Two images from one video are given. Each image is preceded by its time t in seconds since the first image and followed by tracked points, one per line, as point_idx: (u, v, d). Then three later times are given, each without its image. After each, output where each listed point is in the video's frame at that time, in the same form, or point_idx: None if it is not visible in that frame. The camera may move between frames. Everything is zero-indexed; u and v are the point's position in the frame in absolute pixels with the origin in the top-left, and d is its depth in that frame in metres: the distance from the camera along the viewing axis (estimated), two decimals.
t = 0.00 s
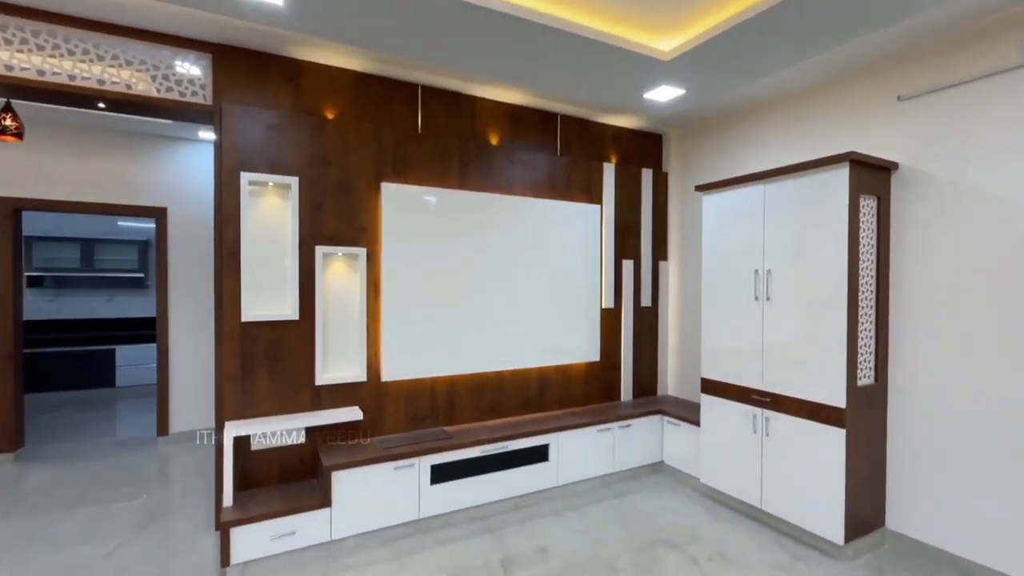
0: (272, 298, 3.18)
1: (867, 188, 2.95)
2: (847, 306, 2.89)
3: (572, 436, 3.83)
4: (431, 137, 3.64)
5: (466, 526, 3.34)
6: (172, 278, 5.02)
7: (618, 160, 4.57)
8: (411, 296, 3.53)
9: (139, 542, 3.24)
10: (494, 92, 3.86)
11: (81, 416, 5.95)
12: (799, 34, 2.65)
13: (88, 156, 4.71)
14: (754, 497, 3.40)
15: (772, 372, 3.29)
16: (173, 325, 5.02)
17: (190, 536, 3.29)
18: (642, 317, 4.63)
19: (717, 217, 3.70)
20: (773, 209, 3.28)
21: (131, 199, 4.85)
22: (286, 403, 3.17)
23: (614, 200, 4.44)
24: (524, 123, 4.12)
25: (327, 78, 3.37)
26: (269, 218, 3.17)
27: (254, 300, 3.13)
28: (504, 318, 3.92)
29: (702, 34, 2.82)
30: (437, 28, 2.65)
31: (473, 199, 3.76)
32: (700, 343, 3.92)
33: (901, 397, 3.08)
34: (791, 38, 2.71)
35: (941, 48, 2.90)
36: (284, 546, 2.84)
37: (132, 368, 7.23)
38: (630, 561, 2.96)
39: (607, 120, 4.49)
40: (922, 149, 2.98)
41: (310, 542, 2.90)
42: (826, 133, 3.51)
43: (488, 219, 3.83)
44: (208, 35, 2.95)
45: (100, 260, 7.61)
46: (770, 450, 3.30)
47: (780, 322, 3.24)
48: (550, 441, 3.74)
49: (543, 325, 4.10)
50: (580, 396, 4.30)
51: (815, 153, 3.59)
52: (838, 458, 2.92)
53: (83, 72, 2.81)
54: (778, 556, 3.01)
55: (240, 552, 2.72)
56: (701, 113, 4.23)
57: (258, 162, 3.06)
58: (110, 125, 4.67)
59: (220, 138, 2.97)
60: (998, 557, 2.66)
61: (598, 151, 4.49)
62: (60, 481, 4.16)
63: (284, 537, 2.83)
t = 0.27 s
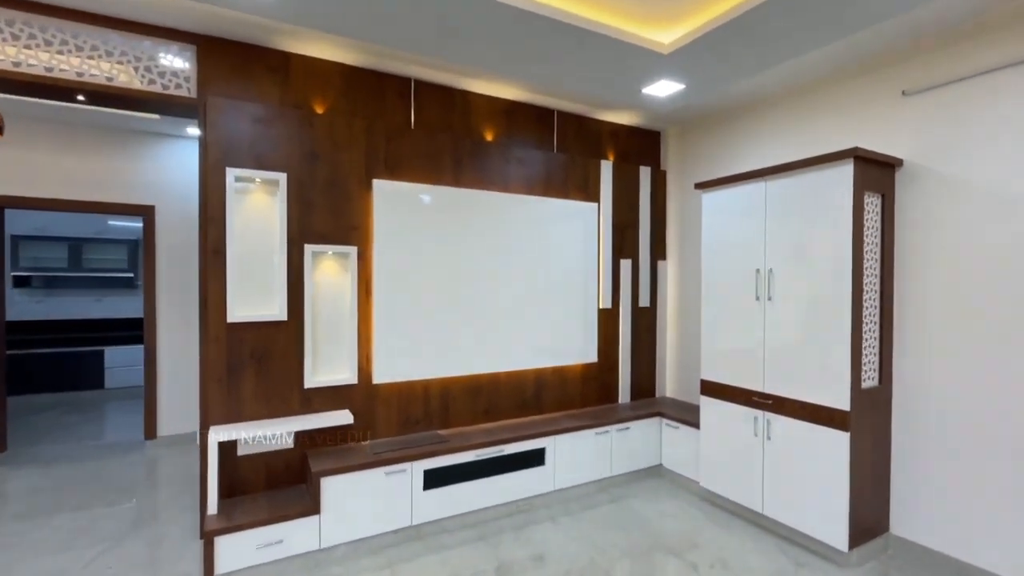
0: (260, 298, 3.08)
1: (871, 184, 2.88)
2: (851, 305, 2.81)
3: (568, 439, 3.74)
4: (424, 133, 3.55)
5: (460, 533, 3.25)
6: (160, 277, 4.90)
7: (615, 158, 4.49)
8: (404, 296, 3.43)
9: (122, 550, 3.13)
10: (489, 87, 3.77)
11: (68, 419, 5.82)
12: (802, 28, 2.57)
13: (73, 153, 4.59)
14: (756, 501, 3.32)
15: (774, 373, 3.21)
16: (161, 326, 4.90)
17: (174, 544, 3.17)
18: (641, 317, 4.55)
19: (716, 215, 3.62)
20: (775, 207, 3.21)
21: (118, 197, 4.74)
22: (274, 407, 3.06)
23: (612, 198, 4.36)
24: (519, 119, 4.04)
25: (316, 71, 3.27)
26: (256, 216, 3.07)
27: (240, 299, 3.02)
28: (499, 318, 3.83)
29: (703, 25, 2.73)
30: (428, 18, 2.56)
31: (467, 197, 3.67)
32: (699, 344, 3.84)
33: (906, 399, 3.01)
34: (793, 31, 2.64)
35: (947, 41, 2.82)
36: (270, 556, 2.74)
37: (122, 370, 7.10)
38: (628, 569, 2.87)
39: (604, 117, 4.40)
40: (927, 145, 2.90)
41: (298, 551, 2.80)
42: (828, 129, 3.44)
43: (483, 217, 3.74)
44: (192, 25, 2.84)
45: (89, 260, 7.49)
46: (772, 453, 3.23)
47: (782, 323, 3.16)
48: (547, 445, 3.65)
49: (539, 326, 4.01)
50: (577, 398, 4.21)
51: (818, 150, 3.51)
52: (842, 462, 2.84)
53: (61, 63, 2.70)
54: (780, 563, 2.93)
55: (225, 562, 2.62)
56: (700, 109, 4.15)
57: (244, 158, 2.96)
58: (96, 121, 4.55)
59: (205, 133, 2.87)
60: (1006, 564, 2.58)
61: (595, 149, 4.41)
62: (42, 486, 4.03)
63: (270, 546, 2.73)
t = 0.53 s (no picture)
0: (252, 297, 3.02)
1: (874, 182, 2.83)
2: (853, 305, 2.77)
3: (567, 441, 3.69)
4: (420, 130, 3.50)
5: (456, 537, 3.20)
6: (153, 277, 4.84)
7: (614, 156, 4.45)
8: (400, 296, 3.38)
9: (111, 554, 3.07)
10: (486, 84, 3.72)
11: (60, 420, 5.75)
12: (805, 22, 2.52)
13: (65, 151, 4.52)
14: (756, 504, 3.27)
15: (775, 374, 3.17)
16: (154, 326, 4.84)
17: (165, 548, 3.11)
18: (640, 318, 4.51)
19: (717, 214, 3.58)
20: (776, 205, 3.16)
21: (111, 195, 4.67)
22: (267, 408, 3.01)
23: (611, 197, 4.31)
24: (517, 116, 3.99)
25: (311, 67, 3.22)
26: (248, 214, 3.01)
27: (233, 300, 2.97)
28: (497, 319, 3.78)
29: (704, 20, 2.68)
30: (423, 11, 2.51)
31: (464, 195, 3.62)
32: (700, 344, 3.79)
33: (909, 400, 2.96)
34: (794, 28, 2.59)
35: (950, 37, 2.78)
36: (262, 561, 2.68)
37: (116, 371, 7.04)
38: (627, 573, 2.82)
39: (603, 115, 4.36)
40: (930, 142, 2.86)
41: (290, 556, 2.74)
42: (830, 127, 3.40)
43: (480, 216, 3.69)
44: (183, 20, 2.79)
45: (83, 260, 7.42)
46: (773, 455, 3.18)
47: (783, 322, 3.12)
48: (545, 447, 3.60)
49: (537, 326, 3.96)
50: (575, 400, 4.16)
51: (820, 148, 3.47)
52: (844, 464, 2.80)
53: (48, 58, 2.64)
54: (782, 567, 2.89)
55: (215, 568, 2.57)
56: (700, 107, 4.11)
57: (237, 155, 2.90)
58: (88, 119, 4.49)
59: (196, 129, 2.82)
60: (1011, 569, 2.53)
61: (594, 147, 4.36)
62: (32, 489, 3.97)
63: (262, 552, 2.67)
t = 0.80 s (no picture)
0: (250, 297, 3.00)
1: (876, 182, 2.82)
2: (855, 305, 2.75)
3: (567, 441, 3.68)
4: (419, 129, 3.48)
5: (456, 538, 3.18)
6: (152, 277, 4.83)
7: (614, 156, 4.43)
8: (399, 296, 3.36)
9: (108, 554, 3.05)
10: (486, 83, 3.71)
11: (58, 420, 5.73)
12: (807, 21, 2.50)
13: (63, 150, 4.50)
14: (758, 504, 3.26)
15: (776, 374, 3.16)
16: (153, 327, 4.83)
17: (163, 549, 3.09)
18: (640, 317, 4.49)
19: (718, 213, 3.56)
20: (777, 205, 3.15)
21: (109, 195, 4.66)
22: (266, 409, 2.99)
23: (611, 197, 4.30)
24: (517, 115, 3.98)
25: (309, 66, 3.21)
26: (247, 213, 2.99)
27: (231, 299, 2.95)
28: (497, 318, 3.77)
29: (705, 18, 2.66)
30: (423, 9, 2.49)
31: (464, 195, 3.60)
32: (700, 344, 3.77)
33: (910, 400, 2.95)
34: (797, 26, 2.57)
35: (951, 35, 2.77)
36: (260, 562, 2.66)
37: (114, 371, 7.01)
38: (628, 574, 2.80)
39: (603, 115, 4.35)
40: (932, 141, 2.85)
41: (288, 557, 2.73)
42: (831, 126, 3.39)
43: (480, 215, 3.67)
44: (181, 18, 2.77)
45: (82, 260, 7.40)
46: (774, 456, 3.16)
47: (784, 322, 3.10)
48: (545, 447, 3.58)
49: (537, 326, 3.95)
50: (575, 400, 4.15)
51: (821, 147, 3.46)
52: (846, 465, 2.78)
53: (45, 56, 2.62)
54: (783, 568, 2.87)
55: (213, 569, 2.55)
56: (700, 106, 4.10)
57: (236, 154, 2.89)
58: (87, 118, 4.47)
59: (194, 128, 2.80)
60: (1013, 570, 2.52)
61: (594, 146, 4.34)
62: (29, 490, 3.95)
63: (261, 553, 2.65)
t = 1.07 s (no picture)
0: (251, 297, 3.00)
1: (878, 181, 2.81)
2: (857, 305, 2.74)
3: (568, 441, 3.67)
4: (420, 129, 3.48)
5: (457, 538, 3.18)
6: (153, 278, 4.83)
7: (615, 156, 4.43)
8: (400, 296, 3.36)
9: (109, 554, 3.05)
10: (487, 83, 3.70)
11: (59, 420, 5.73)
12: (808, 20, 2.50)
13: (64, 150, 4.51)
14: (759, 505, 3.25)
15: (778, 374, 3.15)
16: (154, 327, 4.83)
17: (163, 549, 3.09)
18: (641, 317, 4.48)
19: (719, 213, 3.55)
20: (779, 205, 3.14)
21: (110, 195, 4.66)
22: (266, 409, 2.99)
23: (612, 197, 4.29)
24: (518, 115, 3.97)
25: (310, 66, 3.20)
26: (248, 213, 2.99)
27: (232, 299, 2.95)
28: (498, 319, 3.76)
29: (707, 17, 2.65)
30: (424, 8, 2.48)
31: (464, 195, 3.60)
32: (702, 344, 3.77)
33: (912, 401, 2.94)
34: (798, 26, 2.57)
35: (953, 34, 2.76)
36: (261, 562, 2.66)
37: (115, 371, 7.02)
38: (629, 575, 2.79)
39: (604, 114, 4.34)
40: (934, 140, 2.84)
41: (289, 557, 2.72)
42: (833, 126, 3.38)
43: (481, 215, 3.67)
44: (182, 18, 2.77)
45: (83, 260, 7.41)
46: (775, 456, 3.16)
47: (786, 322, 3.10)
48: (546, 447, 3.58)
49: (538, 326, 3.94)
50: (576, 400, 4.14)
51: (822, 146, 3.45)
52: (848, 465, 2.77)
53: (46, 56, 2.62)
54: (785, 568, 2.86)
55: (213, 569, 2.55)
56: (702, 106, 4.09)
57: (237, 155, 2.89)
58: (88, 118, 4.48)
59: (195, 129, 2.80)
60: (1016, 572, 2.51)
61: (595, 146, 4.34)
62: (30, 490, 3.95)
63: (262, 553, 2.65)
